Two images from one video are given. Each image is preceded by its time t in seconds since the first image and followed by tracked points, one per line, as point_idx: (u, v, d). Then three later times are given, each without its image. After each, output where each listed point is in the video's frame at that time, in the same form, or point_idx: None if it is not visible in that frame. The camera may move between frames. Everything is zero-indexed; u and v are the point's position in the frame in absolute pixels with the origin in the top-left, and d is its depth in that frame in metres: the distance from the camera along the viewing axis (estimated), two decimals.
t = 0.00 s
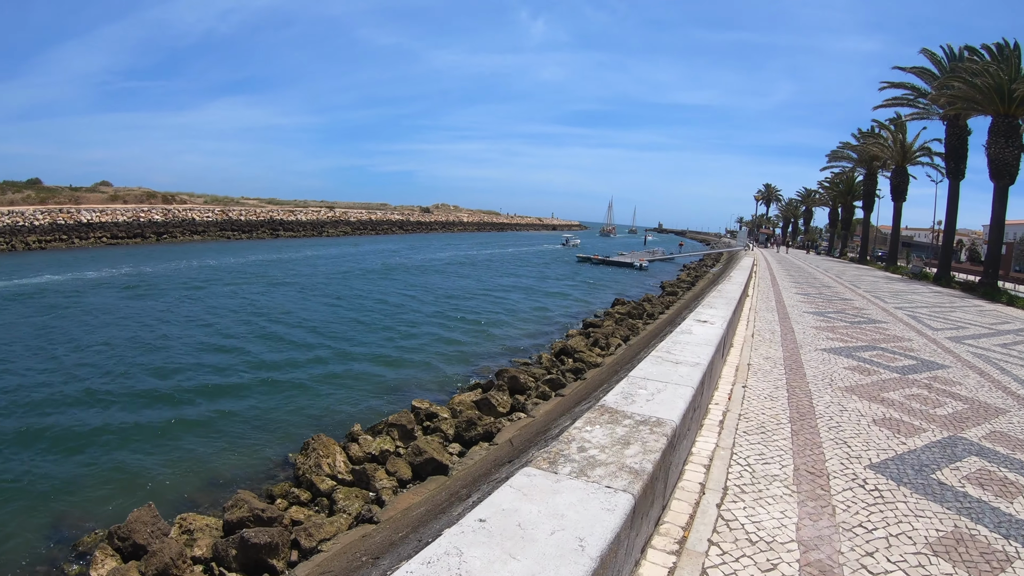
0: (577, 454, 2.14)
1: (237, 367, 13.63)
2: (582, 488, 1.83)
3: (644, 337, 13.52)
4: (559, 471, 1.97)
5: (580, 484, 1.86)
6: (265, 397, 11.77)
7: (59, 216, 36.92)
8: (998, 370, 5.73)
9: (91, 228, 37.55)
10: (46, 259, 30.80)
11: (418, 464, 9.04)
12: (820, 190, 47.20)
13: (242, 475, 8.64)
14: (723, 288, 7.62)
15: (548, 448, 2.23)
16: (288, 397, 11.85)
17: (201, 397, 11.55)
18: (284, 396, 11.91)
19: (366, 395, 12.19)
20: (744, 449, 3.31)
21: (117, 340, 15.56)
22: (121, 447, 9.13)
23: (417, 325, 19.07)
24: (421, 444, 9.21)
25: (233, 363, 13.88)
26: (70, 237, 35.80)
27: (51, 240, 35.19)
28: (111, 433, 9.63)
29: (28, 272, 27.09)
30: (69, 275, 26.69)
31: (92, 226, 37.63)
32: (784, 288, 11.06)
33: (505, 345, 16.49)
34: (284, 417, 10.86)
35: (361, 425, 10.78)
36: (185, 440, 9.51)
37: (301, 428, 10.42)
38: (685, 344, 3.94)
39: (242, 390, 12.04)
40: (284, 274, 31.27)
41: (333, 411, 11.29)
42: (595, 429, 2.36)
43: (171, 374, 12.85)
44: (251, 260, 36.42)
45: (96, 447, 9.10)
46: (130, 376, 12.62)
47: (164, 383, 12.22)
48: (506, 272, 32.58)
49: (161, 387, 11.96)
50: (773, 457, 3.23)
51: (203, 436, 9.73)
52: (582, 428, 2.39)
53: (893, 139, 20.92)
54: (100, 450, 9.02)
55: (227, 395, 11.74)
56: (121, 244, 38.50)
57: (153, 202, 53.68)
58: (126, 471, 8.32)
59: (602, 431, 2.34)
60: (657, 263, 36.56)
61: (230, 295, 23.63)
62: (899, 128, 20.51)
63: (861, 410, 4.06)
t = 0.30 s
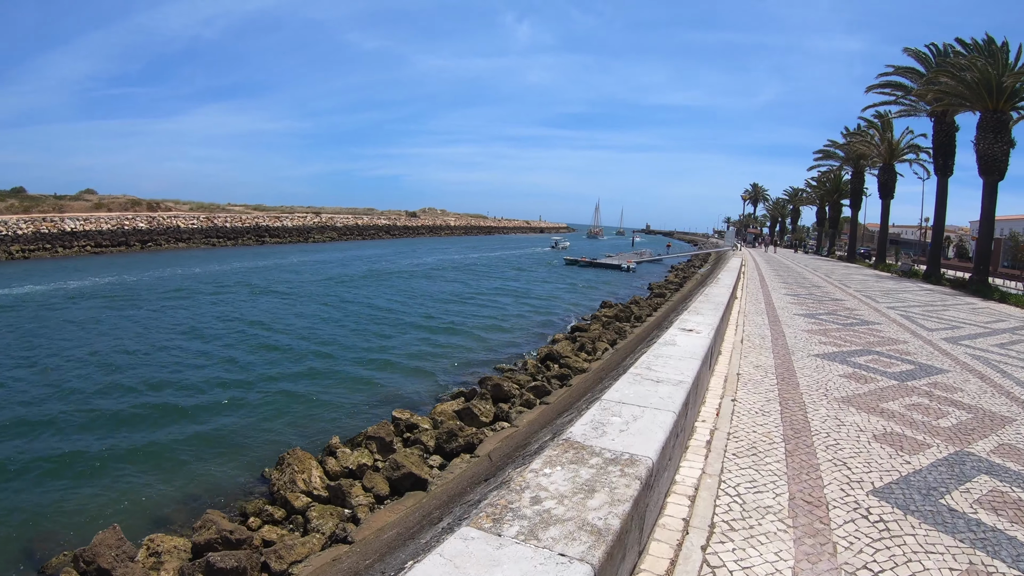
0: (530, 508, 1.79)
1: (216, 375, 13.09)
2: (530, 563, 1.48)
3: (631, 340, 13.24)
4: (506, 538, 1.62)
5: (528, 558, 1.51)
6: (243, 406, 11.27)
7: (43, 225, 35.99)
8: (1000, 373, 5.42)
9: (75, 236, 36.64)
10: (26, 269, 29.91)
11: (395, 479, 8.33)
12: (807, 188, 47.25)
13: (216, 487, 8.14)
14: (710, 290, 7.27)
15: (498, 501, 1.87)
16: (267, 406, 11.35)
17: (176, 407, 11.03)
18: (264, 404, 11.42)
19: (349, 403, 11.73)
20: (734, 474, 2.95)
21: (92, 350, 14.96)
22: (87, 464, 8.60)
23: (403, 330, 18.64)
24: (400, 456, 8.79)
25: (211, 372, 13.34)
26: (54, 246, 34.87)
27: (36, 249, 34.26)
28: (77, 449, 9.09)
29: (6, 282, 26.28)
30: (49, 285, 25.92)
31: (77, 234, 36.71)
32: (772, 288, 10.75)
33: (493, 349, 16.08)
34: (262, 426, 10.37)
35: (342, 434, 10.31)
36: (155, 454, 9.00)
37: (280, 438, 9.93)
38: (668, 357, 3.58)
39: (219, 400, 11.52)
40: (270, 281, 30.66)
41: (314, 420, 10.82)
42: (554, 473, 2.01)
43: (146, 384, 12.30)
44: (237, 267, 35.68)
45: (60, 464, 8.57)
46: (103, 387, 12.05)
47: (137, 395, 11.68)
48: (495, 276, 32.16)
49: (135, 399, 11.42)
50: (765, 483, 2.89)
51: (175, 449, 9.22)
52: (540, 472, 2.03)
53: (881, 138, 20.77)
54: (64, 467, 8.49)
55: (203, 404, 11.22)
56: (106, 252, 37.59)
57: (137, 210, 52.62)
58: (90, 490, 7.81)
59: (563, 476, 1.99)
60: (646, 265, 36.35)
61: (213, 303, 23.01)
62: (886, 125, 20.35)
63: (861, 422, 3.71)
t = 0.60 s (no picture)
0: (451, 568, 1.42)
1: (187, 383, 12.50)
2: None
3: (616, 343, 12.92)
4: None
5: None
6: (213, 413, 10.71)
7: (22, 234, 34.86)
8: (996, 374, 5.12)
9: (55, 244, 35.57)
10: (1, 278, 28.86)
11: (367, 491, 7.43)
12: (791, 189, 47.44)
13: (179, 497, 7.59)
14: (692, 291, 6.93)
15: (413, 558, 1.49)
16: (239, 413, 10.79)
17: (142, 417, 10.44)
18: (236, 411, 10.87)
19: (325, 409, 11.23)
20: (712, 499, 2.59)
21: (59, 360, 14.25)
22: (39, 479, 8.00)
23: (386, 335, 18.17)
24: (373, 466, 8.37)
25: (183, 380, 12.74)
26: (33, 254, 33.76)
27: (13, 257, 33.14)
28: (31, 463, 8.49)
29: None
30: (23, 294, 24.98)
31: (57, 242, 35.62)
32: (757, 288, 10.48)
33: (477, 353, 15.66)
34: (233, 433, 9.83)
35: (318, 439, 9.80)
36: (116, 466, 8.42)
37: (251, 444, 9.40)
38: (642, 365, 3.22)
39: (189, 408, 10.95)
40: (253, 287, 29.95)
41: (288, 426, 10.30)
42: (490, 519, 1.64)
43: (112, 394, 11.69)
44: (220, 274, 34.80)
45: (14, 480, 7.98)
46: (66, 398, 11.41)
47: (102, 405, 11.05)
48: (481, 279, 31.76)
49: (99, 410, 10.80)
50: (750, 509, 2.53)
51: (138, 460, 8.65)
52: (472, 517, 1.66)
53: (864, 136, 20.68)
54: (15, 483, 7.89)
55: (171, 412, 10.64)
56: (87, 260, 36.53)
57: (119, 217, 51.36)
58: (41, 508, 7.24)
59: (499, 522, 1.62)
60: (632, 267, 36.14)
61: (190, 310, 22.28)
62: (870, 124, 20.26)
63: (853, 433, 3.39)
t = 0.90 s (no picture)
0: None
1: (162, 390, 11.92)
2: None
3: (601, 349, 12.60)
4: None
5: None
6: (187, 420, 10.14)
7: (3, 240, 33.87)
8: (994, 382, 4.84)
9: (38, 251, 34.64)
10: None
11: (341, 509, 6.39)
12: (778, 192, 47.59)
13: (147, 503, 7.06)
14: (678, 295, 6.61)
15: None
16: (215, 418, 10.26)
17: (112, 424, 9.86)
18: (212, 416, 10.33)
19: (305, 414, 10.72)
20: (693, 538, 2.25)
21: (28, 368, 13.57)
22: None
23: (371, 340, 17.73)
24: (348, 480, 7.80)
25: (158, 386, 12.15)
26: (15, 261, 32.79)
27: None
28: None
29: None
30: None
31: (40, 249, 34.68)
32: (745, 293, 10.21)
33: (462, 358, 15.22)
34: (207, 439, 9.30)
35: (298, 443, 9.31)
36: (79, 476, 7.86)
37: (227, 449, 8.88)
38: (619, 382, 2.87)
39: (162, 415, 10.38)
40: (238, 293, 29.30)
41: (266, 431, 9.79)
42: None
43: (82, 402, 11.09)
44: (204, 280, 33.91)
45: None
46: (32, 407, 10.78)
47: (70, 412, 10.46)
48: (468, 284, 31.39)
49: (66, 418, 10.20)
50: (735, 550, 2.20)
51: (104, 469, 8.10)
52: None
53: (851, 137, 20.60)
54: None
55: (143, 419, 10.08)
56: (71, 267, 35.57)
57: (103, 223, 50.28)
58: None
59: None
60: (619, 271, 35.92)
61: (171, 316, 21.56)
62: (857, 125, 20.20)
63: (848, 454, 3.07)
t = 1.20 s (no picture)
0: None
1: (141, 405, 11.48)
2: None
3: (590, 359, 12.27)
4: None
5: None
6: (165, 435, 9.72)
7: None
8: (999, 390, 4.58)
9: (24, 263, 33.84)
10: None
11: (318, 532, 5.92)
12: (767, 198, 47.72)
13: (117, 525, 6.66)
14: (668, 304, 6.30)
15: None
16: (193, 434, 9.84)
17: (85, 442, 9.42)
18: (191, 432, 9.92)
19: (287, 428, 10.31)
20: None
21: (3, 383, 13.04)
22: None
23: (359, 352, 17.31)
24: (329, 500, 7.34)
25: (136, 401, 11.71)
26: None
27: None
28: None
29: None
30: None
31: (26, 260, 33.90)
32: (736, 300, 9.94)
33: (451, 369, 14.85)
34: (184, 456, 8.88)
35: (279, 458, 8.91)
36: (46, 497, 7.44)
37: (204, 466, 8.47)
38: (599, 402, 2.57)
39: (138, 431, 9.94)
40: (225, 305, 28.71)
41: (247, 446, 9.37)
42: None
43: (55, 418, 10.63)
44: (193, 292, 33.32)
45: None
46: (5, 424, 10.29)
47: (43, 430, 10.02)
48: (458, 295, 31.00)
49: (38, 435, 9.76)
50: None
51: (73, 490, 7.69)
52: None
53: (840, 142, 20.55)
54: None
55: (118, 436, 9.65)
56: (57, 279, 34.78)
57: (90, 235, 49.37)
58: None
59: None
60: (610, 279, 35.71)
61: (156, 329, 21.03)
62: (846, 130, 20.16)
63: (854, 479, 2.77)
